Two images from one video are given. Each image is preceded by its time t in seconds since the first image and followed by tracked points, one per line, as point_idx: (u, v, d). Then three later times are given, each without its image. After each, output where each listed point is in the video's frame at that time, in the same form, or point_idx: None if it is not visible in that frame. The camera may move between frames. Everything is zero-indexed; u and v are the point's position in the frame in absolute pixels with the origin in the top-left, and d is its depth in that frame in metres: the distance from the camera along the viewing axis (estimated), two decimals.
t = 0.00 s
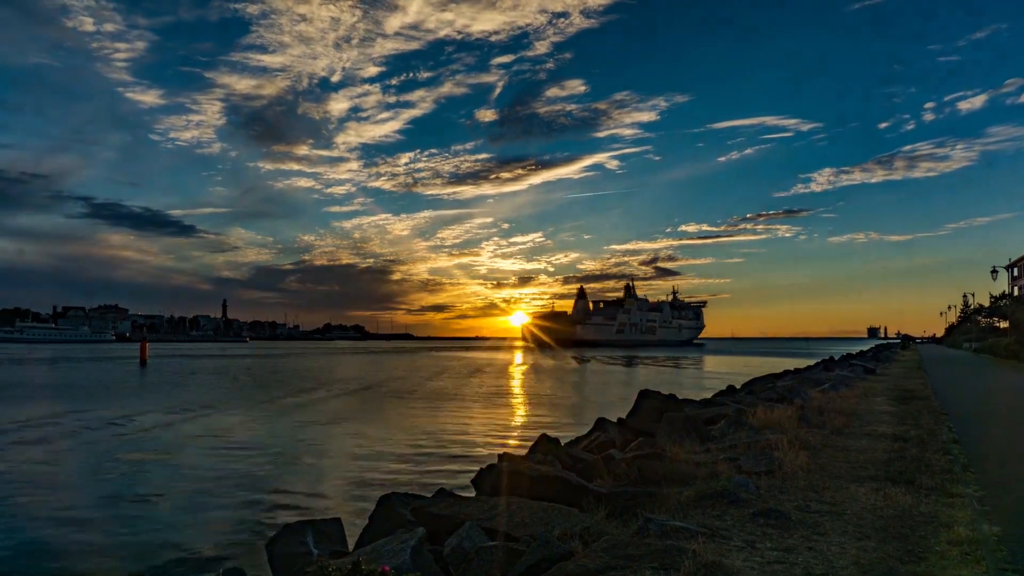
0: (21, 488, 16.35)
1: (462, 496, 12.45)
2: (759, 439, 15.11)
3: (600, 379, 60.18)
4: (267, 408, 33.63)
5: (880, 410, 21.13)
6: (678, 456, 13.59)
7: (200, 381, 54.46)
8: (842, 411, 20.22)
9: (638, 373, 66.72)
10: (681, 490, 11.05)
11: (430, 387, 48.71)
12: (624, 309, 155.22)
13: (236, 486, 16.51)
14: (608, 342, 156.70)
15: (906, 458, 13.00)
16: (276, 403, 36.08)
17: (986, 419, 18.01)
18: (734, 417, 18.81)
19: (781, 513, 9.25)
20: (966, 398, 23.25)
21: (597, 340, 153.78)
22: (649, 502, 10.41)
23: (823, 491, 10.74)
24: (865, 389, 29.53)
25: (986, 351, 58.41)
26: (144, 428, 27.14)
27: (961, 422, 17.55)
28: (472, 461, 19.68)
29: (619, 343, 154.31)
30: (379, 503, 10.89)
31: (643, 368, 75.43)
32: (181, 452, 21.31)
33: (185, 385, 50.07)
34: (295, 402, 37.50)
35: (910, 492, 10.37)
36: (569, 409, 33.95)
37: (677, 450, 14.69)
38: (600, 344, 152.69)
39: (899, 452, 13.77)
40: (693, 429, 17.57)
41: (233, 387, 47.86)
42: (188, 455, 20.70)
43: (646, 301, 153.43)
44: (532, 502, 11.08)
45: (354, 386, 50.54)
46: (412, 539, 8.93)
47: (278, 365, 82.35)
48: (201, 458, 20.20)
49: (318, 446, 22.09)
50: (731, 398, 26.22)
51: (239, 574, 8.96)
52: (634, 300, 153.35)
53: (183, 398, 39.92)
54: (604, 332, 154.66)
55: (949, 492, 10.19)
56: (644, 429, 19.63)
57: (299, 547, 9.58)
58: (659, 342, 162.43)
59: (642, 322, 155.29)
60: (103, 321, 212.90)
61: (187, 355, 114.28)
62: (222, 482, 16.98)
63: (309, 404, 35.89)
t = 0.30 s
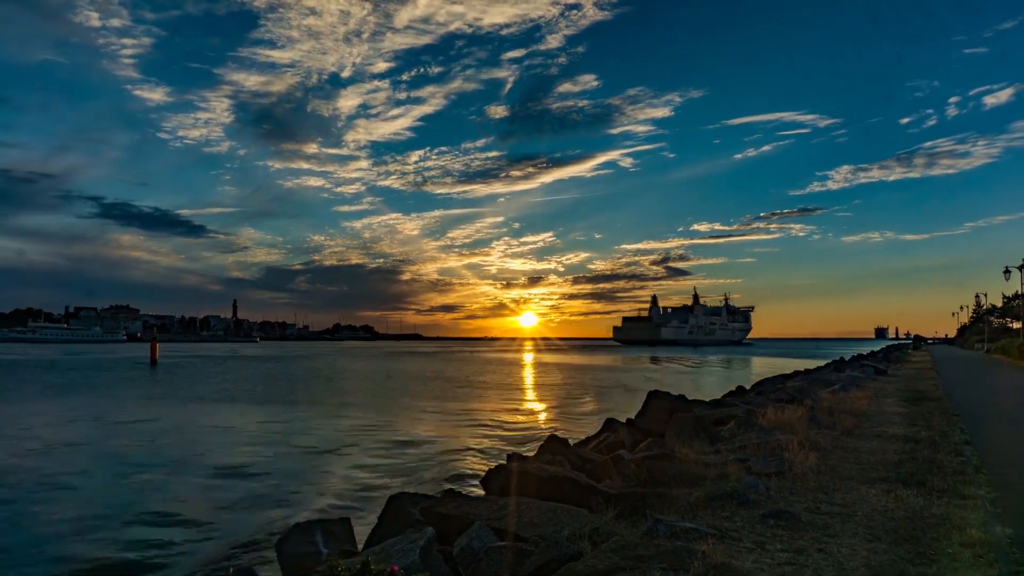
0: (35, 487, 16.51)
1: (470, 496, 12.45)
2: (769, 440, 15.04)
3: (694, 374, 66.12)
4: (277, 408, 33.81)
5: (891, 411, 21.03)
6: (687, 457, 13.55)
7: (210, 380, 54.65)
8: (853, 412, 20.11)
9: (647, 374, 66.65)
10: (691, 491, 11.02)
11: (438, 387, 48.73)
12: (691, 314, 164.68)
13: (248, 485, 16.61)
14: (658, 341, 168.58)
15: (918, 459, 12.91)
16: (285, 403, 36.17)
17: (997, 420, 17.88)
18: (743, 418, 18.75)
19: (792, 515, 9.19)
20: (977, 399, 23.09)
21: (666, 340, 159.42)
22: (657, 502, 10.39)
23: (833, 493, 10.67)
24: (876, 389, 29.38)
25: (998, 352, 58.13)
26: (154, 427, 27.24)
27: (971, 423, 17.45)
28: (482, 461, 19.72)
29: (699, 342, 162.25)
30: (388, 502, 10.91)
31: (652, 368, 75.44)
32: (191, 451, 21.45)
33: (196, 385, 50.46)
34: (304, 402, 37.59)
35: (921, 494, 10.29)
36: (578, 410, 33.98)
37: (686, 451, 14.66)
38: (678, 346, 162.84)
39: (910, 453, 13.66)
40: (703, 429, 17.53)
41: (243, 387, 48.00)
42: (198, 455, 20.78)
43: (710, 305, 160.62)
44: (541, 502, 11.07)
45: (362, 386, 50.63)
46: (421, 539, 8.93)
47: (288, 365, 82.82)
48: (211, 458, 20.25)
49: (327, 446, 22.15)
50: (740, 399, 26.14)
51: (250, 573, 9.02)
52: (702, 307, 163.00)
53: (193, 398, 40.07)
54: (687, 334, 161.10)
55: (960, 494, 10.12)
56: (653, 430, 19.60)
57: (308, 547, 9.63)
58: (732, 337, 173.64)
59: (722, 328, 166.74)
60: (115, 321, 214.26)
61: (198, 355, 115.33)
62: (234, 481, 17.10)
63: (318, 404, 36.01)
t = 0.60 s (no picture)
0: (47, 486, 16.64)
1: (479, 496, 12.46)
2: (778, 441, 14.99)
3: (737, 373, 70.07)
4: (286, 408, 33.96)
5: (901, 412, 20.89)
6: (695, 458, 13.51)
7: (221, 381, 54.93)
8: (862, 413, 20.01)
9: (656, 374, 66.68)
10: (700, 492, 10.99)
11: (447, 388, 48.83)
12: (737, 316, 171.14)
13: (258, 484, 16.72)
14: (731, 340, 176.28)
15: (928, 460, 12.83)
16: (295, 403, 36.33)
17: (1008, 421, 17.75)
18: (752, 418, 18.70)
19: (802, 516, 9.15)
20: (988, 399, 22.95)
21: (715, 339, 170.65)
22: (666, 503, 10.37)
23: (843, 494, 10.61)
24: (886, 390, 29.26)
25: (1009, 352, 57.93)
26: (166, 427, 27.41)
27: (982, 424, 17.35)
28: (490, 461, 19.76)
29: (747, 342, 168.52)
30: (396, 502, 10.94)
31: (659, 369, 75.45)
32: (202, 451, 21.57)
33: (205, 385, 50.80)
34: (314, 402, 37.72)
35: (932, 496, 10.21)
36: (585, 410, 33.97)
37: (695, 452, 14.65)
38: (720, 344, 170.26)
39: (920, 455, 13.57)
40: (712, 430, 17.47)
41: (252, 387, 48.20)
42: (209, 454, 20.88)
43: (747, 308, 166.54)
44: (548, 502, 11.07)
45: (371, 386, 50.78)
46: (429, 539, 8.95)
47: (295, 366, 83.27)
48: (221, 457, 20.35)
49: (337, 445, 22.26)
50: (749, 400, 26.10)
51: (259, 572, 9.06)
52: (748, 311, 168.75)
53: (204, 398, 40.34)
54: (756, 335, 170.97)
55: (972, 496, 10.05)
56: (661, 430, 19.55)
57: (316, 546, 9.67)
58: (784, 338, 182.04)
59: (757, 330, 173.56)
60: (126, 321, 215.59)
61: (207, 356, 116.52)
62: (244, 480, 17.19)
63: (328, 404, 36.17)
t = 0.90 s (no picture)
0: (59, 486, 16.76)
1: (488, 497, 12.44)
2: (789, 442, 14.90)
3: (748, 373, 70.22)
4: (296, 409, 34.09)
5: (913, 413, 20.77)
6: (705, 459, 13.47)
7: (232, 381, 55.15)
8: (874, 414, 19.91)
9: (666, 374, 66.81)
10: (710, 493, 10.93)
11: (457, 388, 48.93)
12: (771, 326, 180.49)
13: (270, 484, 16.80)
14: (783, 341, 181.97)
15: (940, 462, 12.73)
16: (306, 403, 36.48)
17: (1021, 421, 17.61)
18: (762, 419, 18.63)
19: (812, 517, 9.10)
20: (1000, 400, 22.83)
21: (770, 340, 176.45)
22: (675, 504, 10.34)
23: (854, 496, 10.54)
24: (897, 391, 29.11)
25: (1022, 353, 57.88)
26: (180, 427, 27.57)
27: (994, 425, 17.23)
28: (500, 461, 19.81)
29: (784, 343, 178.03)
30: (405, 502, 10.96)
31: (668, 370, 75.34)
32: (214, 451, 21.67)
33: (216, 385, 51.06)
34: (325, 402, 37.87)
35: (944, 498, 10.13)
36: (595, 411, 33.96)
37: (704, 453, 14.59)
38: (764, 345, 175.24)
39: (932, 456, 13.47)
40: (722, 431, 17.42)
41: (264, 387, 48.38)
42: (221, 455, 20.97)
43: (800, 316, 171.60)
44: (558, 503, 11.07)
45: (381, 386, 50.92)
46: (438, 539, 8.97)
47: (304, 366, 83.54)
48: (233, 457, 20.45)
49: (348, 445, 22.36)
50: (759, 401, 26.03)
51: (268, 572, 9.10)
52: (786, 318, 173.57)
53: (217, 398, 40.59)
54: (792, 336, 177.79)
55: (984, 498, 9.96)
56: (671, 431, 19.51)
57: (326, 546, 9.70)
58: (812, 339, 192.20)
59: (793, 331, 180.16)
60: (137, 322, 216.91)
61: (217, 356, 117.15)
62: (255, 480, 17.29)
63: (339, 404, 36.32)
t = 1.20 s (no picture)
0: (69, 485, 16.86)
1: (496, 497, 12.44)
2: (799, 443, 14.83)
3: (756, 374, 70.30)
4: (304, 409, 34.20)
5: (923, 414, 20.66)
6: (714, 459, 13.43)
7: (240, 380, 55.23)
8: (883, 415, 19.83)
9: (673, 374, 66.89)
10: (719, 494, 10.89)
11: (465, 388, 48.97)
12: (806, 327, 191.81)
13: (281, 484, 16.87)
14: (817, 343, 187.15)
15: (952, 463, 12.65)
16: (315, 403, 36.59)
17: None
18: (772, 420, 18.57)
19: (822, 519, 9.06)
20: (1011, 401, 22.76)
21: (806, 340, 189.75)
22: (684, 505, 10.31)
23: (864, 497, 10.49)
24: (908, 392, 28.93)
25: None
26: (190, 427, 27.69)
27: (1005, 426, 17.16)
28: (508, 462, 19.82)
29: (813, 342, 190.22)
30: (414, 502, 10.98)
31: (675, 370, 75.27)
32: (225, 450, 21.76)
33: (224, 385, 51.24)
34: (333, 402, 37.97)
35: (955, 499, 10.07)
36: (604, 411, 34.01)
37: (713, 454, 14.52)
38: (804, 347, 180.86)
39: (943, 458, 13.40)
40: (731, 432, 17.38)
41: (272, 387, 48.50)
42: (231, 454, 21.05)
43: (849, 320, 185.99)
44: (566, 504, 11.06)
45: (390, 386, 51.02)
46: (446, 539, 8.98)
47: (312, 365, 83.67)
48: (243, 457, 20.52)
49: (358, 445, 22.44)
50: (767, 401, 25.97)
51: (277, 572, 9.13)
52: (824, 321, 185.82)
53: (227, 397, 40.76)
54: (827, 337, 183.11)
55: (996, 500, 9.89)
56: (679, 432, 19.46)
57: (334, 546, 9.72)
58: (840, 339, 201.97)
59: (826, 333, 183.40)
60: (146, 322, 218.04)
61: (226, 355, 117.59)
62: (265, 480, 17.37)
63: (348, 404, 36.44)
